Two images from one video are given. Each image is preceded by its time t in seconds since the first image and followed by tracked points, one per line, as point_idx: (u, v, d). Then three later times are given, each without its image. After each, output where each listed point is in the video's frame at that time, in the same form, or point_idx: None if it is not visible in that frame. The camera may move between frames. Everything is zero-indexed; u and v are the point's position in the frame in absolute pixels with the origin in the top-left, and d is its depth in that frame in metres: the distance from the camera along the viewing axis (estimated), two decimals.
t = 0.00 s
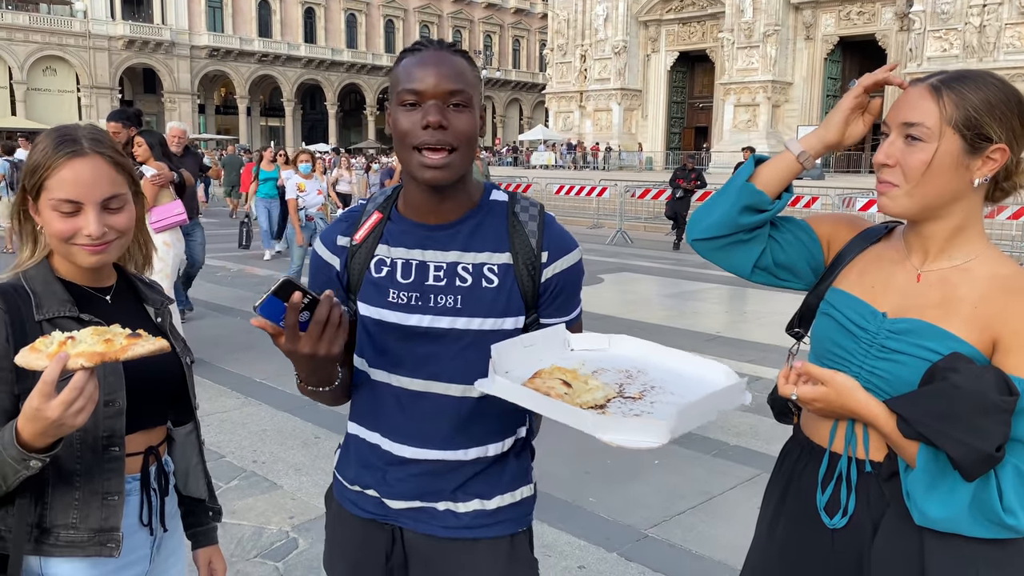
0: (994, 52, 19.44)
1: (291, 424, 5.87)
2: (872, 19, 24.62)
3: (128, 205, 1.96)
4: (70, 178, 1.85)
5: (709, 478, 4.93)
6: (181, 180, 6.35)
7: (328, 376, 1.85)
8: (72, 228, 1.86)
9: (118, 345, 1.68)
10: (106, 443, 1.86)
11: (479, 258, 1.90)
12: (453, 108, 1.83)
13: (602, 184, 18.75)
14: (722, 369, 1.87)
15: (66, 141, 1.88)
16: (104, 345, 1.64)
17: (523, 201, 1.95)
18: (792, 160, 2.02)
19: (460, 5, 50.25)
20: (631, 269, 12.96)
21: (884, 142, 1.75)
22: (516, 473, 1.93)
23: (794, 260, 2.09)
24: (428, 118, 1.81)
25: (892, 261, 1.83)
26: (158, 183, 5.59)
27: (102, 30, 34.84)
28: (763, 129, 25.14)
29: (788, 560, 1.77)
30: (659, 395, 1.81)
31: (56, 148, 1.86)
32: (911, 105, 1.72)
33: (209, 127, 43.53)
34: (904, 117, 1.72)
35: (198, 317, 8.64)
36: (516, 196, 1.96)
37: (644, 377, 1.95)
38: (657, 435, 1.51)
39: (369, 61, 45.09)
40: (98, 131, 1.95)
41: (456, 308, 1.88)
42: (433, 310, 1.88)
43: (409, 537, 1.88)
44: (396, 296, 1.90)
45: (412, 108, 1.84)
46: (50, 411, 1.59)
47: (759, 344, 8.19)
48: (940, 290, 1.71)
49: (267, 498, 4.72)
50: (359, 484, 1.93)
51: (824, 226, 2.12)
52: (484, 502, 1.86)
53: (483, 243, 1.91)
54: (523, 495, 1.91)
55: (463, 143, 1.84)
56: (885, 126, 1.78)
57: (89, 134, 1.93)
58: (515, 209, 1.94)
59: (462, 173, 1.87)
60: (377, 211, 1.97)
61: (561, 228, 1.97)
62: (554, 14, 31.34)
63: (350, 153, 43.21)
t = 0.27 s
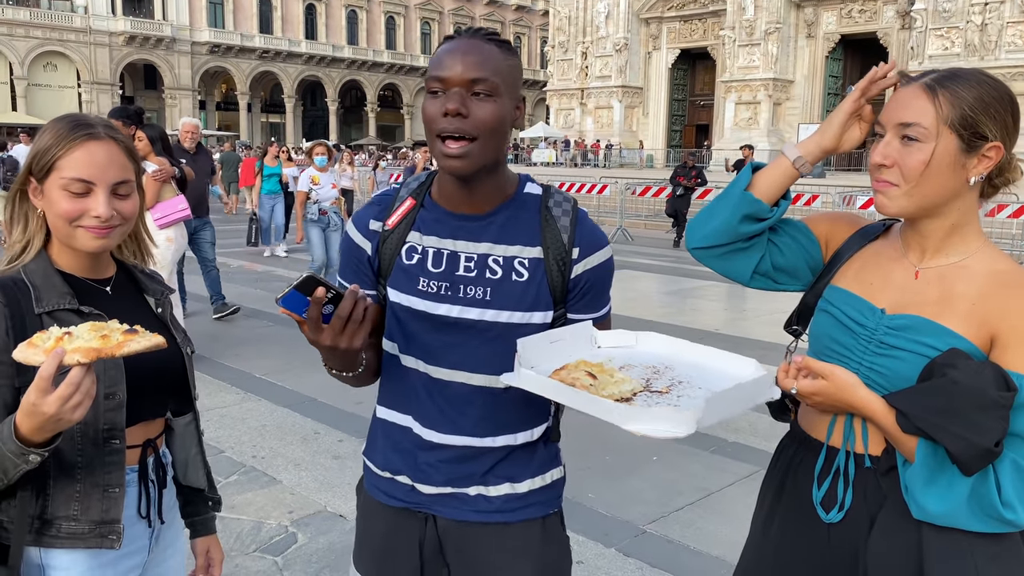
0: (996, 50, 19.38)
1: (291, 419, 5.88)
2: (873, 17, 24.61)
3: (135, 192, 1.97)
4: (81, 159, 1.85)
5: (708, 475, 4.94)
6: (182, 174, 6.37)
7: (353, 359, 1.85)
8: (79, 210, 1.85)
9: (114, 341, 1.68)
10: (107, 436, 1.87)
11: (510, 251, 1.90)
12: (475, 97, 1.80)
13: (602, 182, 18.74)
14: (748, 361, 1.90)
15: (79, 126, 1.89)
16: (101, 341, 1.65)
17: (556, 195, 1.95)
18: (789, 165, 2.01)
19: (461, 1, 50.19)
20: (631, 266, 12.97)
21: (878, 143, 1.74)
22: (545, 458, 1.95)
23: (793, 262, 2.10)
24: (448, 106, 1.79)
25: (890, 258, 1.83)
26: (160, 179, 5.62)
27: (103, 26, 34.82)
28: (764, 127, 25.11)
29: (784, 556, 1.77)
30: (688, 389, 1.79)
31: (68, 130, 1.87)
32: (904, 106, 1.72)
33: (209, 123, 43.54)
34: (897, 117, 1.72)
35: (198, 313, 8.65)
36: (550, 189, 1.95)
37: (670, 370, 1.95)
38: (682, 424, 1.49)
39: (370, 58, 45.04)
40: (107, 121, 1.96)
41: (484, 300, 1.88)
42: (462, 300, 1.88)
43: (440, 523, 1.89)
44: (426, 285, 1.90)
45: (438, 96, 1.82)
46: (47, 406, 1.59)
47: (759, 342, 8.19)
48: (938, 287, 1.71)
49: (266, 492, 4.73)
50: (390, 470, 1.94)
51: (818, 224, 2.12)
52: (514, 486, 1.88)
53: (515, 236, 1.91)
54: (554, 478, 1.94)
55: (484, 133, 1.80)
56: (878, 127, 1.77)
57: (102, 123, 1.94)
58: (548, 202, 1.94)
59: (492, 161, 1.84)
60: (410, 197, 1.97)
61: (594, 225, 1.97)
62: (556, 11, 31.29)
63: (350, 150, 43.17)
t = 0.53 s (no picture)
0: (997, 50, 19.38)
1: (290, 415, 5.90)
2: (875, 16, 24.64)
3: (137, 186, 1.97)
4: (86, 153, 1.85)
5: (707, 472, 4.95)
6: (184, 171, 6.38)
7: (413, 353, 1.84)
8: (83, 204, 1.86)
9: (121, 337, 1.68)
10: (106, 429, 1.87)
11: (527, 253, 1.92)
12: (484, 100, 1.80)
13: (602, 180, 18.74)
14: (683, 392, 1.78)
15: (83, 120, 1.89)
16: (107, 336, 1.65)
17: (579, 200, 1.95)
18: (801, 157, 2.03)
19: None
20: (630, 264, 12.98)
21: (874, 139, 1.74)
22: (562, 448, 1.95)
23: (795, 254, 2.06)
24: (456, 110, 1.81)
25: (885, 254, 1.81)
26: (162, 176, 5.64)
27: (104, 22, 34.78)
28: (765, 126, 25.08)
29: (780, 552, 1.76)
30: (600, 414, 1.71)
31: (73, 123, 1.87)
32: (901, 101, 1.72)
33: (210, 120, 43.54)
34: (893, 111, 1.72)
35: (198, 309, 8.66)
36: (574, 194, 1.96)
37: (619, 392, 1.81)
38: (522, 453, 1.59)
39: (371, 55, 45.04)
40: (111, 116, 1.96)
41: (499, 301, 1.92)
42: (478, 298, 1.93)
43: (453, 509, 1.94)
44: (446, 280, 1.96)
45: (453, 98, 1.85)
46: (51, 399, 1.59)
47: (758, 340, 8.21)
48: (932, 283, 1.69)
49: (265, 488, 4.75)
50: (410, 454, 2.00)
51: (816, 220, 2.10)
52: (525, 478, 1.89)
53: (533, 238, 1.93)
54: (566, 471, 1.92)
55: (492, 135, 1.81)
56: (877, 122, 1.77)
57: (105, 117, 1.95)
58: (570, 207, 1.95)
59: (504, 160, 1.85)
60: (439, 192, 2.02)
61: (616, 231, 1.96)
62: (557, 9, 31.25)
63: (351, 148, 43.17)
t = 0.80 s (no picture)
0: (999, 50, 19.37)
1: (290, 413, 5.90)
2: (876, 16, 24.63)
3: (140, 183, 1.98)
4: (88, 152, 1.85)
5: (706, 471, 4.96)
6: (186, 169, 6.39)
7: (411, 339, 1.91)
8: (92, 202, 1.86)
9: (130, 335, 1.66)
10: (110, 427, 1.86)
11: (534, 254, 1.93)
12: (496, 100, 1.83)
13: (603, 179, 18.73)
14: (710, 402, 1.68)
15: (83, 118, 1.88)
16: (116, 335, 1.62)
17: (590, 205, 1.94)
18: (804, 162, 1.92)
19: None
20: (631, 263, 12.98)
21: (876, 138, 1.73)
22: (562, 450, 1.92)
23: (800, 260, 1.96)
24: (470, 110, 1.84)
25: (886, 254, 1.79)
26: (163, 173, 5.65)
27: (106, 19, 34.77)
28: (766, 126, 25.07)
29: (777, 553, 1.77)
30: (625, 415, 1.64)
31: (73, 122, 1.86)
32: (904, 102, 1.70)
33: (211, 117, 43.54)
34: (896, 112, 1.71)
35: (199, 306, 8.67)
36: (584, 198, 1.95)
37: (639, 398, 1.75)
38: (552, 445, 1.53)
39: (371, 53, 45.01)
40: (111, 113, 1.95)
41: (503, 299, 1.94)
42: (483, 295, 1.95)
43: (451, 498, 1.97)
44: (455, 276, 1.99)
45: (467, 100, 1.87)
46: (60, 396, 1.58)
47: (759, 339, 8.21)
48: (932, 284, 1.67)
49: (264, 486, 4.75)
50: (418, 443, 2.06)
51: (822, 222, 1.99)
52: (522, 474, 1.90)
53: (541, 240, 1.93)
54: (562, 472, 1.91)
55: (504, 134, 1.83)
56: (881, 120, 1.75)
57: (104, 113, 1.94)
58: (580, 211, 1.93)
59: (516, 159, 1.86)
60: (457, 190, 2.06)
61: (628, 237, 1.93)
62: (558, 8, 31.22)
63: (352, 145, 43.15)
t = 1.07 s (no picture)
0: (1001, 50, 19.37)
1: (291, 411, 5.90)
2: (878, 15, 24.61)
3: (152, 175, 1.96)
4: (103, 146, 1.83)
5: (708, 470, 4.96)
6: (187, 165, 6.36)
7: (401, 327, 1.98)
8: (113, 195, 1.83)
9: (143, 331, 1.65)
10: (119, 424, 1.84)
11: (534, 245, 1.91)
12: (497, 96, 1.83)
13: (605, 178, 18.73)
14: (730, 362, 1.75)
15: (91, 114, 1.86)
16: (130, 331, 1.62)
17: (589, 196, 1.93)
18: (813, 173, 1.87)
19: None
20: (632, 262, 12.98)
21: (881, 135, 1.71)
22: (559, 439, 1.93)
23: (805, 263, 1.93)
24: (473, 106, 1.84)
25: (891, 253, 1.78)
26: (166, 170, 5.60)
27: (108, 17, 34.76)
28: (768, 125, 25.05)
29: (778, 555, 1.77)
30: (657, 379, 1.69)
31: (83, 120, 1.84)
32: (913, 99, 1.68)
33: (212, 115, 43.54)
34: (902, 110, 1.69)
35: (199, 304, 8.67)
36: (583, 190, 1.94)
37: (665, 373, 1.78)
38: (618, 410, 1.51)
39: (373, 52, 45.02)
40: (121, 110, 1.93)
41: (505, 288, 1.92)
42: (485, 285, 1.94)
43: (455, 487, 1.96)
44: (459, 267, 1.98)
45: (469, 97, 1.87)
46: (75, 393, 1.55)
47: (760, 339, 8.20)
48: (936, 284, 1.66)
49: (266, 483, 4.76)
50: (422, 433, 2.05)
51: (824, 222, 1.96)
52: (521, 462, 1.90)
53: (541, 231, 1.92)
54: (562, 461, 1.91)
55: (505, 129, 1.83)
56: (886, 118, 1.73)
57: (110, 108, 1.92)
58: (579, 203, 1.92)
59: (518, 152, 1.86)
60: (461, 186, 2.06)
61: (626, 228, 1.92)
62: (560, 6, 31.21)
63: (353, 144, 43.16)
